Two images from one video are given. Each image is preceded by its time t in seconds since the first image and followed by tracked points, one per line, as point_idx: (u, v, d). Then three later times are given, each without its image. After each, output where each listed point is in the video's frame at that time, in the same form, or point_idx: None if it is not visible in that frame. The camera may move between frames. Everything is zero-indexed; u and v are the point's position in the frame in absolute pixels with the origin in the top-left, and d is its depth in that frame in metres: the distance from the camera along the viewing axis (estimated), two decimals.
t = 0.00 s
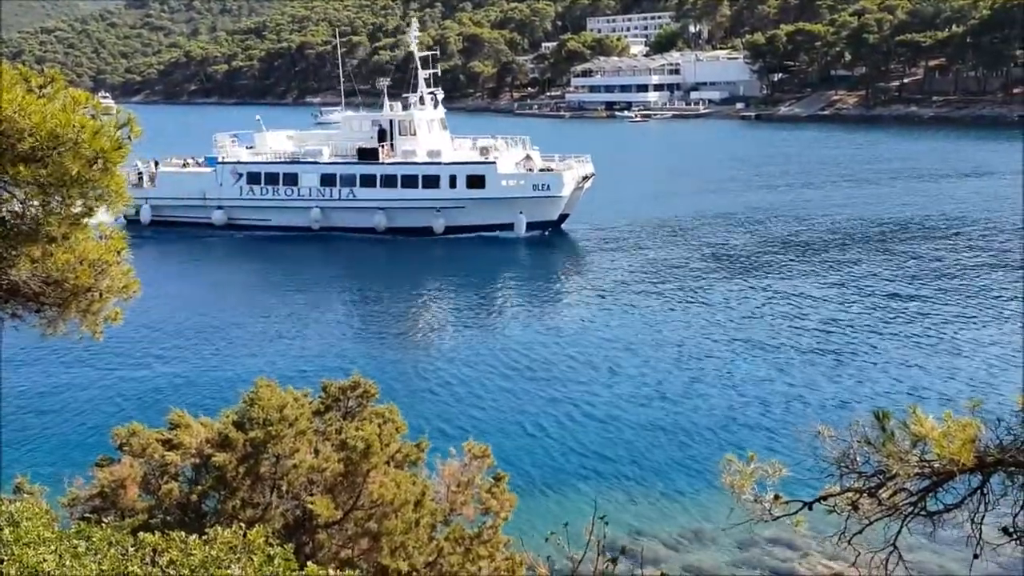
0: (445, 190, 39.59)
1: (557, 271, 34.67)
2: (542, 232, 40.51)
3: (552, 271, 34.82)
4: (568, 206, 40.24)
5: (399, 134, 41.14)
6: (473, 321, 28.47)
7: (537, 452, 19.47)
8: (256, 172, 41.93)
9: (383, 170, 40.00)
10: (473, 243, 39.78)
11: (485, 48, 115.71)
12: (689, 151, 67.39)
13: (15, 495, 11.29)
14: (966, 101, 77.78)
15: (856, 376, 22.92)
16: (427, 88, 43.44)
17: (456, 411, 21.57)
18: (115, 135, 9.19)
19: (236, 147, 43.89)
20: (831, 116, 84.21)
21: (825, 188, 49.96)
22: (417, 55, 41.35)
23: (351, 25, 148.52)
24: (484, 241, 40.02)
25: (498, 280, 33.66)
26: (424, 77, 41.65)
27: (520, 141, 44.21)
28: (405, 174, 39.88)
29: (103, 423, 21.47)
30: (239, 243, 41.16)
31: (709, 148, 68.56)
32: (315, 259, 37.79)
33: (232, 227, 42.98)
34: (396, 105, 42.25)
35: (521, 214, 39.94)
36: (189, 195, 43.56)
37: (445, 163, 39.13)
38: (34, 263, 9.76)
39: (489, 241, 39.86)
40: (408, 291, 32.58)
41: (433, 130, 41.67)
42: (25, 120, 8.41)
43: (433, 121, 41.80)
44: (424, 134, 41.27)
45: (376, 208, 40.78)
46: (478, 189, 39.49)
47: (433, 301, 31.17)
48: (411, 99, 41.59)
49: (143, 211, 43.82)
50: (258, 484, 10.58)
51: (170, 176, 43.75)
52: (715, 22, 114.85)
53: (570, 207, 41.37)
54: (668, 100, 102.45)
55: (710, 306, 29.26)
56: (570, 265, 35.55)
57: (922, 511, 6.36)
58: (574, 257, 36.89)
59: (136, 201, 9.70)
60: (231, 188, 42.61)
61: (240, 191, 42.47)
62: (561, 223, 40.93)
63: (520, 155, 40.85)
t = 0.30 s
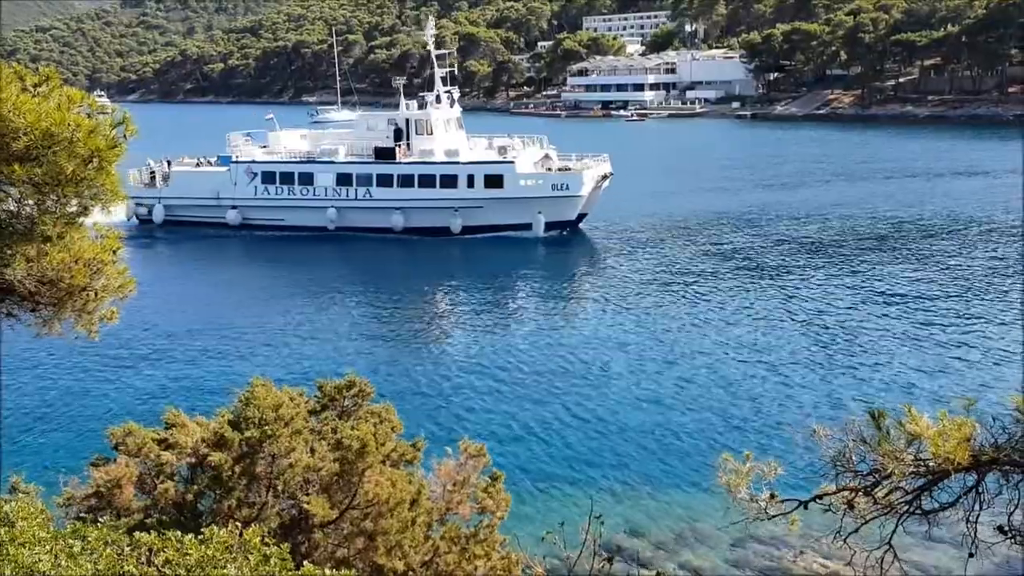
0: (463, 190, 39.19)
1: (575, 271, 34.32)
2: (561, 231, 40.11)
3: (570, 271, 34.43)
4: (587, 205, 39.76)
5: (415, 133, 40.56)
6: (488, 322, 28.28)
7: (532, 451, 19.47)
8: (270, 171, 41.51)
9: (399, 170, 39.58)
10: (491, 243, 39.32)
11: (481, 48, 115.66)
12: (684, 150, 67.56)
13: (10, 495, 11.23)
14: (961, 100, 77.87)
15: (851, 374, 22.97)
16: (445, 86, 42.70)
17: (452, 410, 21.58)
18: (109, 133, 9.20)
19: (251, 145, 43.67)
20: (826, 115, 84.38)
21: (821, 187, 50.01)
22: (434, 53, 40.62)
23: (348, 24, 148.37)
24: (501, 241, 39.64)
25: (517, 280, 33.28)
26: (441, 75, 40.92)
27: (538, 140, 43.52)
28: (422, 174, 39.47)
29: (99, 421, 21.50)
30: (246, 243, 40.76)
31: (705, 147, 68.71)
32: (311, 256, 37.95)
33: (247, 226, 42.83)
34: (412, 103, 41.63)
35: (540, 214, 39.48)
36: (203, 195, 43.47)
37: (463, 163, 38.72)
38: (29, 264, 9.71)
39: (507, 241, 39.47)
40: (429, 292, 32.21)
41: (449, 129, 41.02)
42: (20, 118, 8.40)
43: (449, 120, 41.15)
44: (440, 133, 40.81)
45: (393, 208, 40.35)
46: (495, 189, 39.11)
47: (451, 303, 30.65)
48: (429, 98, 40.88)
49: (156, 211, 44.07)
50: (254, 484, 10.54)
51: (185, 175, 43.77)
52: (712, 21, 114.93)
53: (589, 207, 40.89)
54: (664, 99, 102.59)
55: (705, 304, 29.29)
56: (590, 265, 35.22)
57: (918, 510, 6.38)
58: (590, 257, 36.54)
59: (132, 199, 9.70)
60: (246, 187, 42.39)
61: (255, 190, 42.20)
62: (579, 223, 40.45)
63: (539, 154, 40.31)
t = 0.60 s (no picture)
0: (484, 190, 38.61)
1: (596, 272, 33.93)
2: (582, 231, 39.56)
3: (592, 271, 34.15)
4: (609, 205, 39.17)
5: (435, 133, 40.09)
6: (494, 321, 28.15)
7: (527, 450, 19.47)
8: (288, 170, 40.75)
9: (419, 169, 38.96)
10: (513, 243, 38.78)
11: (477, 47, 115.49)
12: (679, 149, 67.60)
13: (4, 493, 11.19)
14: (956, 100, 77.99)
15: (845, 374, 23.05)
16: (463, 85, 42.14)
17: (449, 409, 21.58)
18: (105, 132, 9.20)
19: (267, 144, 42.85)
20: (822, 115, 84.50)
21: (816, 187, 50.02)
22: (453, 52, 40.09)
23: (344, 22, 148.10)
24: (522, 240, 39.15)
25: (539, 280, 32.90)
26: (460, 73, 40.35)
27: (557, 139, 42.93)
28: (442, 173, 38.85)
29: (93, 421, 21.43)
30: (256, 244, 40.15)
31: (700, 146, 68.73)
32: (303, 255, 37.66)
33: (264, 226, 42.09)
34: (431, 102, 41.15)
35: (562, 213, 38.91)
36: (219, 194, 42.46)
37: (484, 162, 38.16)
38: (24, 262, 9.66)
39: (529, 241, 38.94)
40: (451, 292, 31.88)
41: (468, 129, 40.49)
42: (16, 116, 8.40)
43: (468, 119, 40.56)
44: (459, 132, 40.30)
45: (412, 208, 39.74)
46: (516, 189, 38.56)
47: (473, 304, 30.35)
48: (448, 97, 40.29)
49: (170, 211, 42.88)
50: (249, 483, 10.54)
51: (199, 174, 42.69)
52: (707, 20, 114.98)
53: (611, 206, 40.35)
54: (660, 98, 102.66)
55: (701, 304, 29.30)
56: (612, 266, 34.88)
57: (913, 509, 6.40)
58: (613, 257, 36.27)
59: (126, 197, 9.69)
60: (263, 187, 41.51)
61: (272, 190, 41.38)
62: (600, 223, 39.95)
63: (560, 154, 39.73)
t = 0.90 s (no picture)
0: (505, 190, 38.27)
1: (618, 272, 33.73)
2: (604, 232, 39.27)
3: (614, 271, 33.93)
4: (631, 205, 38.92)
5: (453, 132, 39.60)
6: (503, 321, 28.12)
7: (524, 450, 19.46)
8: (305, 169, 40.31)
9: (439, 169, 38.58)
10: (534, 244, 38.52)
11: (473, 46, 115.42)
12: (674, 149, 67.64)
13: None
14: (951, 100, 78.17)
15: (840, 373, 23.08)
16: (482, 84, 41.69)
17: (445, 408, 21.58)
18: (101, 132, 9.24)
19: (284, 145, 42.49)
20: (817, 115, 84.66)
21: (810, 187, 50.11)
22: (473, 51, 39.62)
23: (340, 21, 147.89)
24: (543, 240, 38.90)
25: (562, 281, 32.64)
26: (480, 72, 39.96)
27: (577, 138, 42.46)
28: (462, 174, 38.46)
29: (87, 420, 21.39)
30: (252, 243, 40.15)
31: (696, 146, 68.75)
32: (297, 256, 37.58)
33: (281, 227, 41.64)
34: (449, 102, 40.69)
35: (584, 214, 38.62)
36: (235, 194, 42.02)
37: (505, 162, 37.81)
38: (18, 261, 9.65)
39: (551, 242, 38.64)
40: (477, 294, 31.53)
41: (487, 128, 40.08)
42: (11, 115, 8.44)
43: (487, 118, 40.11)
44: (479, 132, 39.86)
45: (432, 208, 39.40)
46: (538, 189, 38.22)
47: (491, 303, 30.26)
48: (467, 95, 39.83)
49: (186, 211, 42.51)
50: (244, 483, 10.54)
51: (215, 173, 42.24)
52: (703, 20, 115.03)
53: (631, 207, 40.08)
54: (656, 98, 102.79)
55: (696, 304, 29.29)
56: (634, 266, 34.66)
57: (906, 508, 6.42)
58: (635, 257, 36.09)
59: (122, 195, 9.70)
60: (279, 187, 41.09)
61: (289, 190, 40.97)
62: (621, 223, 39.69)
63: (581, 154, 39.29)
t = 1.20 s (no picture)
0: (527, 191, 37.95)
1: (642, 273, 33.48)
2: (627, 233, 38.97)
3: (636, 271, 33.75)
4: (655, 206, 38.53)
5: (474, 133, 39.07)
6: (515, 321, 28.06)
7: (522, 451, 19.43)
8: (325, 170, 39.97)
9: (461, 170, 38.16)
10: (556, 245, 38.24)
11: (471, 46, 115.41)
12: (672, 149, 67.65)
13: None
14: (948, 100, 78.31)
15: (836, 373, 23.12)
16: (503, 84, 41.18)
17: (442, 408, 21.60)
18: (97, 132, 9.23)
19: (303, 145, 42.29)
20: (814, 115, 84.75)
21: (807, 187, 50.13)
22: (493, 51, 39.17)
23: (337, 21, 147.80)
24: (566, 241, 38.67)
25: (586, 283, 32.35)
26: (500, 72, 39.48)
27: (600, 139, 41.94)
28: (484, 175, 38.09)
29: (84, 420, 21.37)
30: (250, 243, 40.14)
31: (694, 146, 68.79)
32: (295, 257, 37.55)
33: (298, 228, 41.39)
34: (470, 102, 40.21)
35: (607, 215, 38.22)
36: (253, 195, 41.76)
37: (528, 163, 37.37)
38: (15, 261, 9.64)
39: (574, 243, 38.36)
40: (503, 294, 31.29)
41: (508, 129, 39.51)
42: (7, 115, 8.44)
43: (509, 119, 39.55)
44: (501, 132, 39.31)
45: (453, 209, 39.11)
46: (562, 190, 37.81)
47: (512, 304, 30.12)
48: (488, 95, 39.32)
49: (202, 211, 42.31)
50: (241, 483, 10.52)
51: (232, 174, 41.98)
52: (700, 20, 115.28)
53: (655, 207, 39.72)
54: (653, 98, 102.84)
55: (692, 304, 29.28)
56: (657, 266, 34.45)
57: (904, 507, 6.41)
58: (659, 257, 36.00)
59: (119, 194, 9.68)
60: (298, 188, 40.83)
61: (307, 191, 40.68)
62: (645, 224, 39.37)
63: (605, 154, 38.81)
